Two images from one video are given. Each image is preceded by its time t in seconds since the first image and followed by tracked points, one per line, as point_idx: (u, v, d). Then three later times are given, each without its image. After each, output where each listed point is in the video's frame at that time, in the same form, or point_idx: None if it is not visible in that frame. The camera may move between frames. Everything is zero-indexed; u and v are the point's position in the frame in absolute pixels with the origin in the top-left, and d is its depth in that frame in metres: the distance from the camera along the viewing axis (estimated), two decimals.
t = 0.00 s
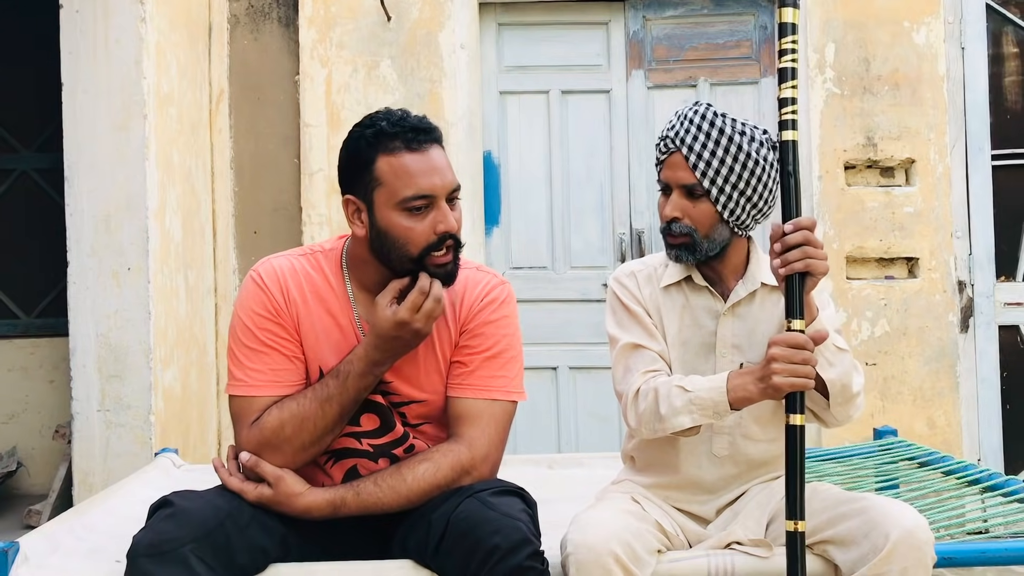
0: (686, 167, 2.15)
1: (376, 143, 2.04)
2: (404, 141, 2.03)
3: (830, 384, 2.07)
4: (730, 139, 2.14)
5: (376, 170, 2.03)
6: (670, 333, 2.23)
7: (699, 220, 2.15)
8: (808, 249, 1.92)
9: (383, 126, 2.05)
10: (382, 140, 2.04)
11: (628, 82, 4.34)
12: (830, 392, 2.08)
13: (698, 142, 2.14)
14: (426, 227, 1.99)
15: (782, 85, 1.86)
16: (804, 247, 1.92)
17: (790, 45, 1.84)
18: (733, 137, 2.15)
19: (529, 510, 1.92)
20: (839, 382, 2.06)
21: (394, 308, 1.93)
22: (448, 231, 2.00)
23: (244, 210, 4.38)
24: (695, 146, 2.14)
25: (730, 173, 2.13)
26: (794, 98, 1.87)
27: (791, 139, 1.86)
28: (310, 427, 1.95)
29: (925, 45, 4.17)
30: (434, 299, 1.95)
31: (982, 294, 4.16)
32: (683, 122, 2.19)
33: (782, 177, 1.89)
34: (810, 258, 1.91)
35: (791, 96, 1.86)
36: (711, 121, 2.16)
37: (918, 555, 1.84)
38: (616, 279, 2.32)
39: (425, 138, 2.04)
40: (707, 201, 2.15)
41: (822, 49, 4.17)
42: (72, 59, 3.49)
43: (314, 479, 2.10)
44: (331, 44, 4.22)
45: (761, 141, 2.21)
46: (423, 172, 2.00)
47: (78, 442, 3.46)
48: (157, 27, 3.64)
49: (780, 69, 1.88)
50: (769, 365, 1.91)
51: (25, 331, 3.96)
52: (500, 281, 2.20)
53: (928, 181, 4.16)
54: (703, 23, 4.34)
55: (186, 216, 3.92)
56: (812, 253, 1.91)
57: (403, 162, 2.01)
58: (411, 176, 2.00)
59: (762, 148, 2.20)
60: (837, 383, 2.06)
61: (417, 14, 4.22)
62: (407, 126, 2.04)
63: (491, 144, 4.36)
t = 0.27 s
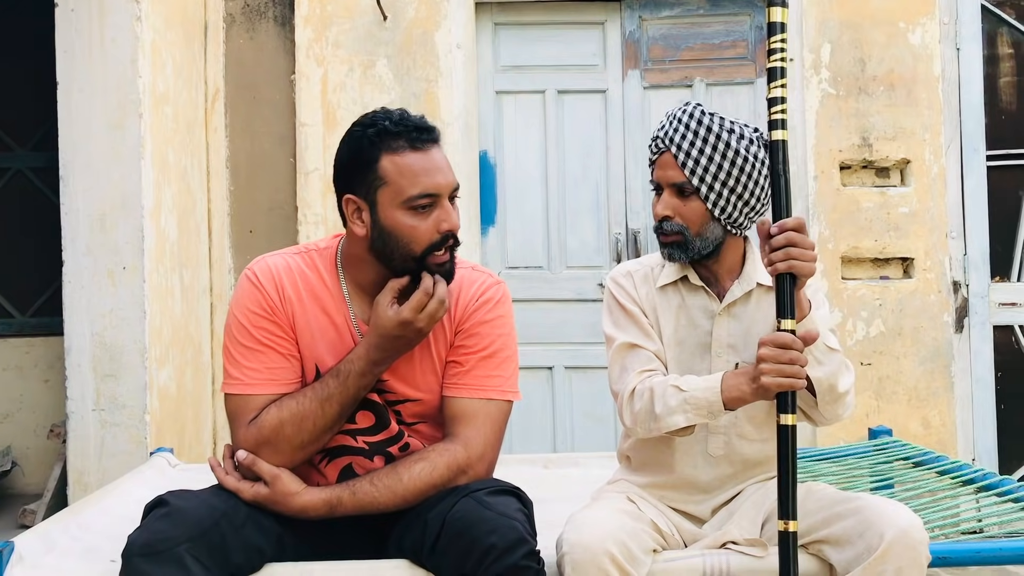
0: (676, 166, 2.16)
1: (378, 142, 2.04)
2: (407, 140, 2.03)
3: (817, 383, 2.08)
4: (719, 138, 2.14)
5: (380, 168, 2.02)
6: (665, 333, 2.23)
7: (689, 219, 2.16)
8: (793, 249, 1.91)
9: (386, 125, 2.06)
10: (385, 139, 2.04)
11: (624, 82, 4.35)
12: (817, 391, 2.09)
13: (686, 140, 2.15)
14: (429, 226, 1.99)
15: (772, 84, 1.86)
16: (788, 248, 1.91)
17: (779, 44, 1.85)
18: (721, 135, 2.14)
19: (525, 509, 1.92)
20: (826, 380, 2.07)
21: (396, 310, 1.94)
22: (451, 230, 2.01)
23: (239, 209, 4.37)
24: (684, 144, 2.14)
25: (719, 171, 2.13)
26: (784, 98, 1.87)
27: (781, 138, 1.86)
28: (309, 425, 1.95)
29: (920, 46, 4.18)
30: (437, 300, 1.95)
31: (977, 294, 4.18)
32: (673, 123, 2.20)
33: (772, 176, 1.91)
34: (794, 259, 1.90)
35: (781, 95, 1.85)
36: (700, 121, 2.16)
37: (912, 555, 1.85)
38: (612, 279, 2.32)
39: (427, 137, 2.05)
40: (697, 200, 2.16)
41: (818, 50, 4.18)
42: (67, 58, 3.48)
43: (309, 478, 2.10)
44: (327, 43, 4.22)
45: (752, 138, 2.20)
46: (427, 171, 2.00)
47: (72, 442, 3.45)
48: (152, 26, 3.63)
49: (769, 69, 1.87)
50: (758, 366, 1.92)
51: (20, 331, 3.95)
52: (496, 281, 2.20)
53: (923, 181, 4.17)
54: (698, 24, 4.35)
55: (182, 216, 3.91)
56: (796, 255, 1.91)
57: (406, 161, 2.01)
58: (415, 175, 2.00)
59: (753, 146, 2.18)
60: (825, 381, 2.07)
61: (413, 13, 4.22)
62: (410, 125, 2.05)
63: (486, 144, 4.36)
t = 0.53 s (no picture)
0: (670, 166, 2.17)
1: (371, 136, 2.04)
2: (398, 134, 2.04)
3: (815, 382, 2.08)
4: (712, 138, 2.14)
5: (372, 161, 2.03)
6: (662, 332, 2.23)
7: (684, 218, 2.16)
8: (786, 249, 1.91)
9: (378, 118, 2.06)
10: (377, 133, 2.04)
11: (621, 82, 4.35)
12: (816, 390, 2.09)
13: (680, 141, 2.15)
14: (422, 218, 2.00)
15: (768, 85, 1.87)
16: (781, 248, 1.91)
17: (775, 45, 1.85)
18: (714, 134, 2.15)
19: (521, 508, 1.92)
20: (824, 379, 2.07)
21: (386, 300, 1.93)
22: (444, 222, 2.01)
23: (236, 209, 4.37)
24: (677, 145, 2.15)
25: (713, 171, 2.13)
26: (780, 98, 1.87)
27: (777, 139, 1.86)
28: (305, 420, 1.95)
29: (917, 46, 4.19)
30: (426, 289, 1.94)
31: (973, 294, 4.18)
32: (666, 123, 2.20)
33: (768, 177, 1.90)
34: (788, 259, 1.91)
35: (777, 96, 1.86)
36: (691, 120, 2.16)
37: (908, 554, 1.85)
38: (608, 278, 2.33)
39: (418, 130, 2.06)
40: (691, 200, 2.16)
41: (815, 50, 4.18)
42: (63, 56, 3.47)
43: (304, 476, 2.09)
44: (324, 43, 4.21)
45: (745, 138, 2.20)
46: (420, 163, 2.01)
47: (68, 441, 3.45)
48: (149, 25, 3.62)
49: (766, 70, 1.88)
50: (754, 366, 1.92)
51: (16, 330, 3.94)
52: (490, 280, 2.20)
53: (920, 181, 4.18)
54: (695, 23, 4.35)
55: (178, 215, 3.91)
56: (790, 254, 1.91)
57: (398, 154, 2.02)
58: (407, 167, 2.00)
59: (746, 145, 2.19)
60: (823, 380, 2.07)
61: (410, 12, 4.21)
62: (401, 119, 2.06)
63: (483, 143, 4.36)
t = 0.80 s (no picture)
0: (665, 166, 2.17)
1: (370, 129, 2.05)
2: (397, 129, 2.04)
3: (815, 383, 2.08)
4: (708, 138, 2.15)
5: (369, 155, 2.03)
6: (658, 331, 2.23)
7: (680, 218, 2.16)
8: (779, 249, 1.91)
9: (377, 114, 2.07)
10: (376, 128, 2.05)
11: (619, 82, 4.35)
12: (814, 391, 2.09)
13: (675, 140, 2.15)
14: (416, 213, 1.99)
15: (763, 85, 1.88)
16: (774, 249, 1.91)
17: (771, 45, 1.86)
18: (709, 135, 2.15)
19: (517, 508, 1.92)
20: (824, 381, 2.07)
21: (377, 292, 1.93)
22: (439, 218, 2.00)
23: (233, 208, 4.37)
24: (673, 144, 2.15)
25: (708, 170, 2.13)
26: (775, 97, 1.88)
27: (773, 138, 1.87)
28: (298, 416, 1.95)
29: (914, 47, 4.19)
30: (412, 281, 1.95)
31: (969, 295, 4.19)
32: (662, 123, 2.21)
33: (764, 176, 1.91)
34: (780, 258, 1.91)
35: (773, 96, 1.86)
36: (688, 120, 2.17)
37: (904, 555, 1.86)
38: (605, 278, 2.33)
39: (418, 127, 2.06)
40: (687, 200, 2.16)
41: (812, 50, 4.19)
42: (60, 56, 3.47)
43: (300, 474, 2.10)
44: (321, 42, 4.21)
45: (740, 138, 2.20)
46: (416, 158, 2.01)
47: (64, 441, 3.44)
48: (146, 24, 3.62)
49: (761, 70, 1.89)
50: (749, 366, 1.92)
51: (13, 329, 3.94)
52: (486, 280, 2.20)
53: (917, 181, 4.18)
54: (693, 23, 4.35)
55: (175, 214, 3.90)
56: (783, 254, 1.91)
57: (395, 149, 2.02)
58: (404, 161, 2.01)
59: (741, 145, 2.19)
60: (822, 382, 2.07)
61: (407, 12, 4.21)
62: (401, 115, 2.07)
63: (480, 143, 4.36)
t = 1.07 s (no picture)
0: (662, 167, 2.17)
1: (373, 128, 2.05)
2: (401, 128, 2.04)
3: (811, 394, 2.09)
4: (704, 139, 2.15)
5: (372, 154, 2.03)
6: (654, 330, 2.24)
7: (677, 220, 2.17)
8: (777, 250, 1.92)
9: (382, 113, 2.07)
10: (379, 127, 2.05)
11: (616, 82, 4.35)
12: (811, 400, 2.10)
13: (672, 142, 2.15)
14: (417, 213, 1.99)
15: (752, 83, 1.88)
16: (771, 250, 1.92)
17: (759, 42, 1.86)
18: (706, 136, 2.16)
19: (515, 508, 1.92)
20: (821, 392, 2.08)
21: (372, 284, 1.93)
22: (439, 219, 2.00)
23: (230, 208, 4.36)
24: (670, 146, 2.15)
25: (705, 171, 2.14)
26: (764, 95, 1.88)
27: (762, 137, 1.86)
28: (297, 413, 1.95)
29: (910, 48, 4.20)
30: (403, 273, 1.94)
31: (965, 295, 4.20)
32: (658, 125, 2.21)
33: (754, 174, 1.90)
34: (775, 260, 1.92)
35: (762, 94, 1.88)
36: (684, 121, 2.17)
37: (900, 555, 1.86)
38: (602, 277, 2.33)
39: (421, 128, 2.06)
40: (683, 201, 2.16)
41: (809, 51, 4.20)
42: (57, 55, 3.46)
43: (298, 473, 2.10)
44: (319, 42, 4.21)
45: (736, 139, 2.20)
46: (418, 159, 2.01)
47: (60, 440, 3.43)
48: (143, 23, 3.62)
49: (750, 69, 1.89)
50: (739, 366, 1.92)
51: (9, 328, 3.93)
52: (485, 281, 2.20)
53: (913, 182, 4.19)
54: (690, 24, 4.36)
55: (172, 214, 3.90)
56: (778, 254, 1.92)
57: (397, 148, 2.02)
58: (406, 161, 2.01)
59: (738, 146, 2.19)
60: (819, 393, 2.08)
61: (404, 12, 4.21)
62: (405, 115, 2.07)
63: (478, 143, 4.36)
